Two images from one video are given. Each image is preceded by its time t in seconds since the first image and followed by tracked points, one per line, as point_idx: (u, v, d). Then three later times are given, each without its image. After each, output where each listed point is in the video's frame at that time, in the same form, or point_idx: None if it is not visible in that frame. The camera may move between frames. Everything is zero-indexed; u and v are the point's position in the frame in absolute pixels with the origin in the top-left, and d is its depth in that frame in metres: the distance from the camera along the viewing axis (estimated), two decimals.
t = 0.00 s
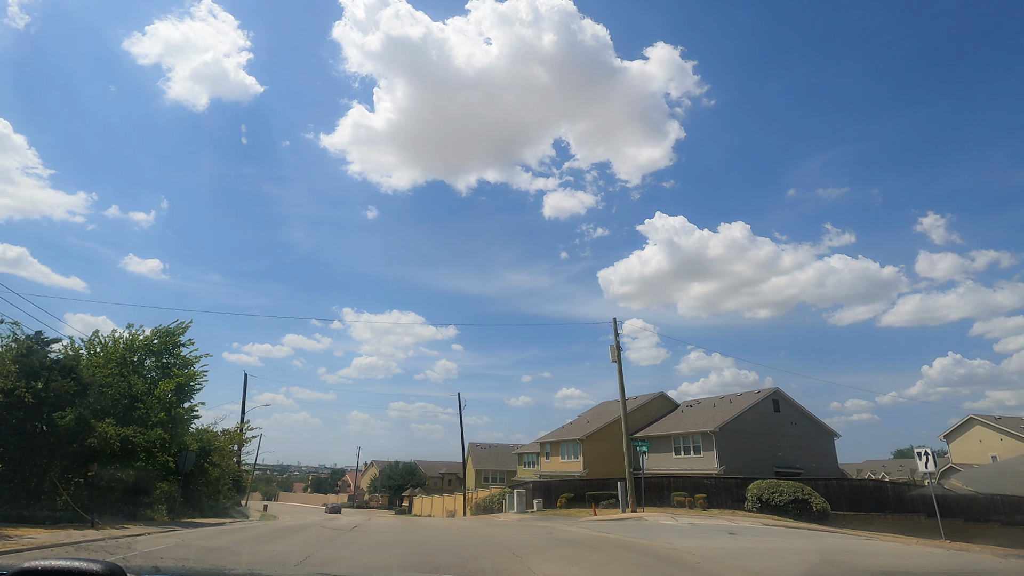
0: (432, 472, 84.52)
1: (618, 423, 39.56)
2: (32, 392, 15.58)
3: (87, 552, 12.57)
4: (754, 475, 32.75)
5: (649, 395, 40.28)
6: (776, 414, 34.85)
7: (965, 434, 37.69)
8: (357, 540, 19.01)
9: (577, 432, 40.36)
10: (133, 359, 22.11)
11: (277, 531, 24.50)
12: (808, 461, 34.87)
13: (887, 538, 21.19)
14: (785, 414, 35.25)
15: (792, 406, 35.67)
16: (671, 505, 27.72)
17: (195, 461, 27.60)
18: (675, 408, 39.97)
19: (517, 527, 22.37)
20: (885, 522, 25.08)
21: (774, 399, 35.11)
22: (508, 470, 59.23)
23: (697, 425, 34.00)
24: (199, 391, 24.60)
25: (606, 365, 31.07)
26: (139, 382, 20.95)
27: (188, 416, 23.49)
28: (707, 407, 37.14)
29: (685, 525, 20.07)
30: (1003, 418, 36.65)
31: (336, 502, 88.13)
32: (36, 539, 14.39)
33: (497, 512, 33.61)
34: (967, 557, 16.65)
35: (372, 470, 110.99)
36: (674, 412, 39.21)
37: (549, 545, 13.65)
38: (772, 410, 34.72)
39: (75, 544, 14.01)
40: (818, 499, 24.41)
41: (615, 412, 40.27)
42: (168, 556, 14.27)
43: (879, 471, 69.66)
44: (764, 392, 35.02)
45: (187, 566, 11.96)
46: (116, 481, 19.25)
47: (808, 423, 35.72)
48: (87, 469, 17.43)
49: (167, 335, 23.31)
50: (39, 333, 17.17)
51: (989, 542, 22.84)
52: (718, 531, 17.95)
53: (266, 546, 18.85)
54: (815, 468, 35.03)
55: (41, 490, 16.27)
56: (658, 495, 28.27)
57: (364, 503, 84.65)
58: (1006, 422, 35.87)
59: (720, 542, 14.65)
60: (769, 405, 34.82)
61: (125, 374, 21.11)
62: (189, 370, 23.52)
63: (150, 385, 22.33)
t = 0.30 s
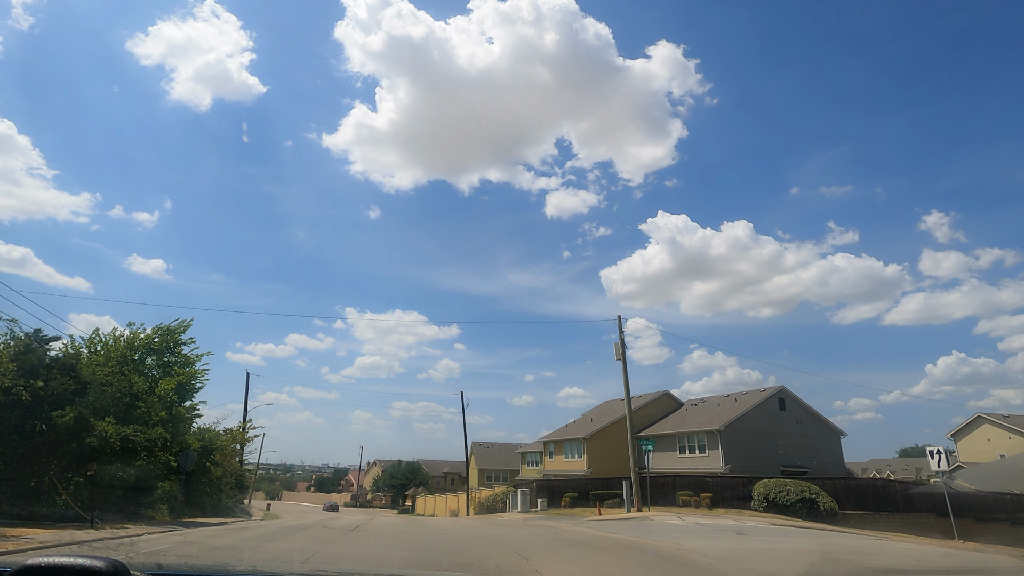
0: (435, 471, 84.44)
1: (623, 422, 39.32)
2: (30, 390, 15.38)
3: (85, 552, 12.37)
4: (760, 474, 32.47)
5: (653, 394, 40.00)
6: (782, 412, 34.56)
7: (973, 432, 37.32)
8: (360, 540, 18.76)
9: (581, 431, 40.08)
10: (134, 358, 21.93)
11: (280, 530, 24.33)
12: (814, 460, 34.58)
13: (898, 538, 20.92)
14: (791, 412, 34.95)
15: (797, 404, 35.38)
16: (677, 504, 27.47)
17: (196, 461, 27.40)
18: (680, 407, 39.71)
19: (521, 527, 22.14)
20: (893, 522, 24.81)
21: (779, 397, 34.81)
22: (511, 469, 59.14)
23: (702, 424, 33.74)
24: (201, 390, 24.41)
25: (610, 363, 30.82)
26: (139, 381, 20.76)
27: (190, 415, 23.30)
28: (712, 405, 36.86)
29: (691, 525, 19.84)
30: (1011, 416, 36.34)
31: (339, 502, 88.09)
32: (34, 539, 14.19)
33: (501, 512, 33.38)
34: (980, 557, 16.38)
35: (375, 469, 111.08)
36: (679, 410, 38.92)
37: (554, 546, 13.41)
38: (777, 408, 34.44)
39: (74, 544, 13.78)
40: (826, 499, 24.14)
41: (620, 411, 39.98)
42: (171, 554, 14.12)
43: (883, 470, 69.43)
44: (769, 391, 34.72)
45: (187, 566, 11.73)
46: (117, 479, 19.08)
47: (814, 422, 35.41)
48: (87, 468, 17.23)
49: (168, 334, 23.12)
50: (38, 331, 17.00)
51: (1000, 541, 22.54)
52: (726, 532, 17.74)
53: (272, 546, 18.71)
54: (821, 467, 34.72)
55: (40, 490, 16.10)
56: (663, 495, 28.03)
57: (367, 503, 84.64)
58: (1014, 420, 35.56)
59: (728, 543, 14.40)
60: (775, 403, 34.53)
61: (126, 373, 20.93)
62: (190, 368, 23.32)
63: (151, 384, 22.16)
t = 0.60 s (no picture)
0: (438, 470, 84.19)
1: (627, 419, 39.00)
2: (26, 387, 15.19)
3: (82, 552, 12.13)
4: (766, 472, 32.16)
5: (658, 391, 39.68)
6: (788, 410, 34.25)
7: (981, 429, 36.95)
8: (364, 539, 18.53)
9: (585, 429, 39.81)
10: (134, 356, 21.69)
11: (283, 529, 24.12)
12: (820, 458, 34.29)
13: (908, 538, 20.57)
14: (798, 410, 34.63)
15: (803, 402, 35.05)
16: (683, 502, 27.17)
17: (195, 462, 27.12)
18: (684, 404, 39.38)
19: (527, 526, 21.89)
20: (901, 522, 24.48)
21: (785, 395, 34.50)
22: (515, 467, 58.87)
23: (708, 422, 33.43)
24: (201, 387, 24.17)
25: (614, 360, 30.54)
26: (139, 378, 20.52)
27: (190, 413, 23.06)
28: (717, 403, 36.54)
29: (698, 524, 19.57)
30: (1019, 414, 36.00)
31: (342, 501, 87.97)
32: (32, 538, 13.96)
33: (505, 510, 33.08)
34: (994, 557, 16.05)
35: (378, 468, 110.87)
36: (683, 408, 38.60)
37: (560, 546, 13.12)
38: (783, 406, 34.13)
39: (70, 544, 13.53)
40: (834, 497, 23.81)
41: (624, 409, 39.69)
42: (172, 552, 13.90)
43: (888, 468, 69.18)
44: (775, 388, 34.40)
45: (189, 565, 11.50)
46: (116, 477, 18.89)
47: (821, 420, 35.10)
48: (86, 466, 17.02)
49: (168, 331, 22.87)
50: (36, 328, 16.76)
51: (1015, 540, 22.17)
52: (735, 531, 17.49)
53: (275, 545, 18.51)
54: (828, 465, 34.40)
55: (37, 489, 15.87)
56: (668, 493, 27.74)
57: (370, 501, 84.47)
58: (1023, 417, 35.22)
59: (737, 542, 14.10)
60: (781, 401, 34.21)
61: (125, 370, 20.69)
62: (190, 366, 23.04)
63: (151, 381, 21.91)
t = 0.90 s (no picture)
0: (440, 469, 83.99)
1: (632, 418, 38.66)
2: (21, 384, 14.86)
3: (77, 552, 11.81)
4: (773, 471, 31.79)
5: (663, 390, 39.30)
6: (795, 408, 33.88)
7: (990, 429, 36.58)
8: (367, 539, 18.21)
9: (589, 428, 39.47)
10: (132, 353, 21.38)
11: (285, 529, 23.85)
12: (827, 457, 33.90)
13: (920, 537, 20.18)
14: (804, 408, 34.25)
15: (810, 400, 34.66)
16: (689, 502, 26.79)
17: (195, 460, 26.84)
18: (689, 403, 38.99)
19: (532, 526, 21.56)
20: (911, 522, 24.10)
21: (792, 393, 34.12)
22: (517, 466, 58.58)
23: (713, 420, 33.08)
24: (201, 385, 23.85)
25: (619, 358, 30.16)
26: (137, 376, 20.20)
27: (191, 411, 22.73)
28: (723, 401, 36.16)
29: (706, 524, 19.24)
30: None
31: (344, 500, 87.77)
32: (26, 539, 13.63)
33: (508, 509, 32.73)
34: (1011, 558, 15.65)
35: (381, 467, 110.68)
36: (689, 406, 38.22)
37: (567, 547, 12.77)
38: (790, 403, 33.74)
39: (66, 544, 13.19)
40: (843, 496, 23.42)
41: (629, 407, 39.34)
42: (171, 551, 13.59)
43: (892, 467, 68.75)
44: (782, 386, 34.04)
45: (190, 564, 11.23)
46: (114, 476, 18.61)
47: (828, 418, 34.73)
48: (82, 465, 16.71)
49: (167, 328, 22.58)
50: (32, 324, 16.45)
51: None
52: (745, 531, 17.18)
53: (277, 544, 18.24)
54: (835, 464, 34.02)
55: (32, 488, 15.54)
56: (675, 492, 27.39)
57: (372, 500, 84.28)
58: None
59: (748, 543, 13.72)
60: (788, 399, 33.84)
61: (124, 368, 20.37)
62: (190, 363, 22.74)
63: (149, 379, 21.59)
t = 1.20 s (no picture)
0: (442, 468, 83.62)
1: (637, 416, 38.29)
2: (12, 381, 14.47)
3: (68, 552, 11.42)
4: (781, 470, 31.30)
5: (668, 388, 38.87)
6: (803, 407, 33.39)
7: (1000, 427, 36.05)
8: (370, 538, 17.81)
9: (593, 427, 39.10)
10: (130, 351, 20.94)
11: (286, 529, 23.48)
12: (836, 456, 33.40)
13: (936, 539, 19.69)
14: (813, 406, 33.75)
15: (819, 398, 34.16)
16: (697, 502, 26.33)
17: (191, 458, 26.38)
18: (695, 401, 38.53)
19: (537, 526, 21.10)
20: (922, 522, 23.61)
21: (800, 391, 33.63)
22: (520, 466, 58.13)
23: (720, 419, 32.60)
24: (200, 383, 23.43)
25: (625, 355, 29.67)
26: (134, 374, 19.76)
27: (189, 410, 22.30)
28: (730, 399, 35.67)
29: (717, 525, 18.78)
30: None
31: (346, 500, 87.44)
32: (16, 539, 13.24)
33: (512, 509, 32.28)
34: None
35: (382, 467, 110.31)
36: (694, 405, 37.79)
37: (577, 549, 12.30)
38: (798, 402, 33.24)
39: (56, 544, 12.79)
40: (854, 496, 22.95)
41: (633, 406, 39.00)
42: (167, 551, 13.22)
43: (898, 467, 68.15)
44: (790, 384, 33.54)
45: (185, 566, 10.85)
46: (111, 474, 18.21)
47: (836, 416, 34.23)
48: (76, 464, 16.32)
49: (166, 325, 22.15)
50: (25, 320, 16.04)
51: None
52: (759, 533, 16.74)
53: (277, 544, 17.83)
54: (845, 463, 33.50)
55: (24, 488, 15.16)
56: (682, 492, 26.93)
57: (374, 500, 83.95)
58: None
59: (764, 546, 13.27)
60: (796, 397, 33.35)
61: (121, 366, 19.93)
62: (189, 361, 22.31)
63: (147, 376, 21.15)
